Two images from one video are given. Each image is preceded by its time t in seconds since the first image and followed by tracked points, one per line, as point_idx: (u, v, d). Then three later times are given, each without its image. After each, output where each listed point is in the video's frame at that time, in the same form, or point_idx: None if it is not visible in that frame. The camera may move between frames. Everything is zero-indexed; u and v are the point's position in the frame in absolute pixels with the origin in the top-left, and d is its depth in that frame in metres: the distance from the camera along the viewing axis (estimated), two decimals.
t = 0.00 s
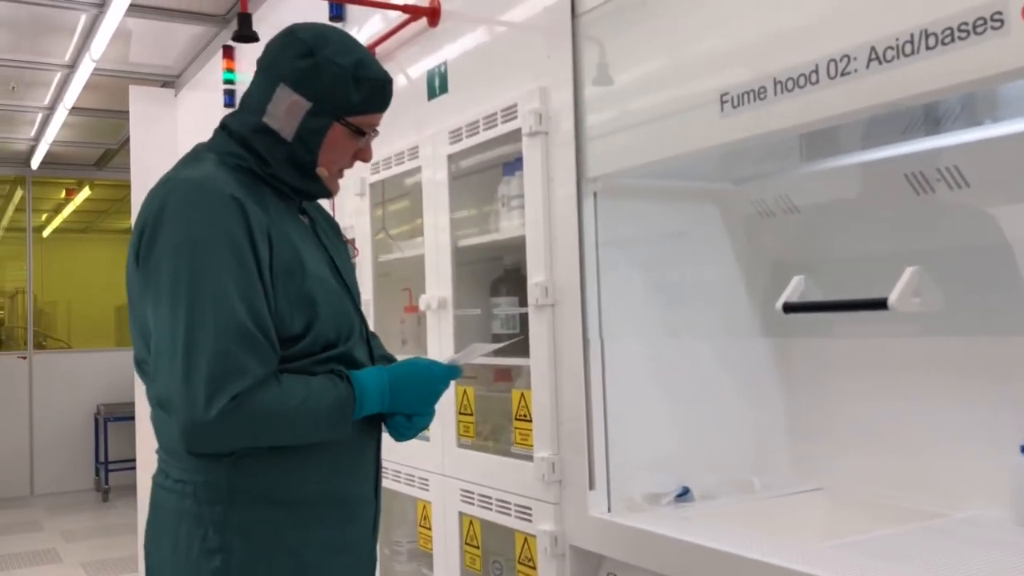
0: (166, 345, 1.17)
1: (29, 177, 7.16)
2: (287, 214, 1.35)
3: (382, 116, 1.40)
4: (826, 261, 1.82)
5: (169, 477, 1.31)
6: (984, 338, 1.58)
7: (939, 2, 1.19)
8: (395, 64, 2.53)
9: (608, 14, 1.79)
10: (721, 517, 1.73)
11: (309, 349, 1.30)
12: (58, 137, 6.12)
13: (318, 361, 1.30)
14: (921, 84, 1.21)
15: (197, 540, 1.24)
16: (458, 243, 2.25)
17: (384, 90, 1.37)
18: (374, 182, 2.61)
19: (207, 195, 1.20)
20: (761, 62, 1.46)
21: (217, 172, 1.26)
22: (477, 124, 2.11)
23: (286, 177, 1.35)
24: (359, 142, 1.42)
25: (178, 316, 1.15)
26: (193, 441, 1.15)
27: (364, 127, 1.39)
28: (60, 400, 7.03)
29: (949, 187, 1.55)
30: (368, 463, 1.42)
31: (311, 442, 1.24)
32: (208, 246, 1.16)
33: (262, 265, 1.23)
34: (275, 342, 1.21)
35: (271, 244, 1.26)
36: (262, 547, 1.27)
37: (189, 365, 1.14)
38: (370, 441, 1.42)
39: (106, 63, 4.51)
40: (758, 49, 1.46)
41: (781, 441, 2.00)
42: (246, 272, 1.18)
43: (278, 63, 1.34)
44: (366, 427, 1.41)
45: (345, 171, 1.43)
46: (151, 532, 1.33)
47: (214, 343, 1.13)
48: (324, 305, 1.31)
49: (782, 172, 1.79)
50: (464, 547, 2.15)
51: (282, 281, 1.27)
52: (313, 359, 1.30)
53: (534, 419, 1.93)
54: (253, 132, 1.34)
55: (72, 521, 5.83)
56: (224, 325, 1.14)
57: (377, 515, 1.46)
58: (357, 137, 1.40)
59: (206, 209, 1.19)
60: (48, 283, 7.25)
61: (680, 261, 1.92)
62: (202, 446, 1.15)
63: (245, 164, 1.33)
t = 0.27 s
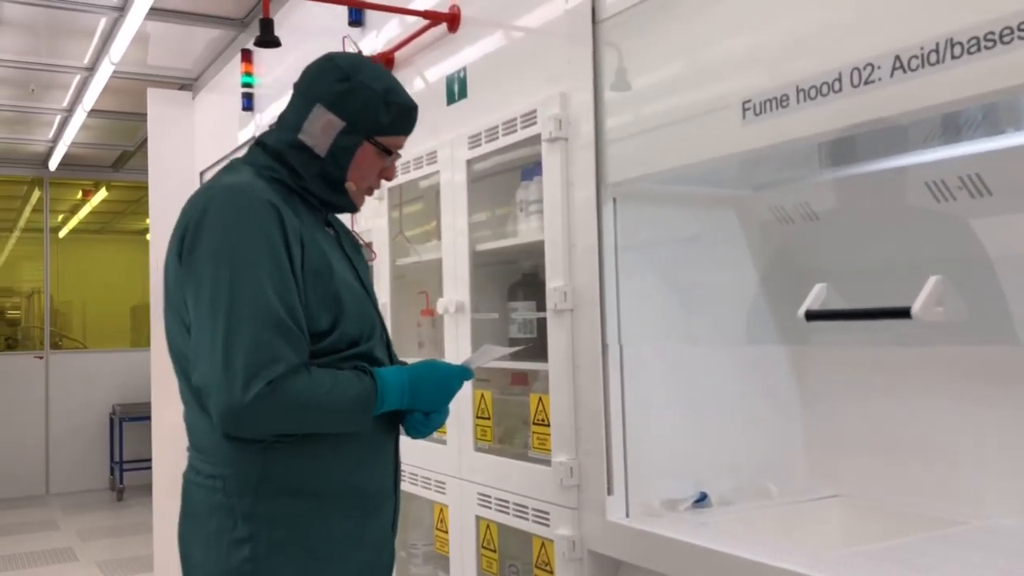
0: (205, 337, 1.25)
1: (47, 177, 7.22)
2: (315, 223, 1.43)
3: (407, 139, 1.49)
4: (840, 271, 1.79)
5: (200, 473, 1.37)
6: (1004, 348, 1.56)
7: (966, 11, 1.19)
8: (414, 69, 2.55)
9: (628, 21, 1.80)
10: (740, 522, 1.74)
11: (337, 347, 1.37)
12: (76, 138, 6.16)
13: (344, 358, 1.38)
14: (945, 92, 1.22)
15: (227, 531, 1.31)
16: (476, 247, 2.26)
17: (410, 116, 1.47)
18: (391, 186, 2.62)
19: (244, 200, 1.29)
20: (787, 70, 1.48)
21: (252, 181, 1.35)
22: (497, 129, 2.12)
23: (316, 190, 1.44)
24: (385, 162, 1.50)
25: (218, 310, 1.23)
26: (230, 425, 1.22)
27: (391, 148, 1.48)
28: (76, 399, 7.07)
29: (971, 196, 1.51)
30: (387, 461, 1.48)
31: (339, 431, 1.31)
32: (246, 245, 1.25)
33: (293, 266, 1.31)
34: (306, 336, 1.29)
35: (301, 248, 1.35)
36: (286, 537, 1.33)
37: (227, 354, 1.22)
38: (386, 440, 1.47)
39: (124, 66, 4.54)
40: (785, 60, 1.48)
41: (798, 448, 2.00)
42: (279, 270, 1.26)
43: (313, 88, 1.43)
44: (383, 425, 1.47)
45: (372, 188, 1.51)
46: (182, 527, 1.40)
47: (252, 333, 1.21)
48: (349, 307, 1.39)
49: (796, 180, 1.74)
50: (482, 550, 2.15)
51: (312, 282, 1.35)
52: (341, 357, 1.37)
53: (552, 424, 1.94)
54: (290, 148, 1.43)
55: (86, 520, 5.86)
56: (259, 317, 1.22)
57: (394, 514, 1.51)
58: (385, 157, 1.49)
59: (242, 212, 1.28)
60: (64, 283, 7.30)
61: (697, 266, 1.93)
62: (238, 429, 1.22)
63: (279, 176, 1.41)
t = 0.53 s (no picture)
0: (224, 325, 1.27)
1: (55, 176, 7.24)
2: (328, 221, 1.44)
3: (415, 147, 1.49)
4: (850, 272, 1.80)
5: (219, 463, 1.40)
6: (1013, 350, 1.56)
7: (981, 14, 1.20)
8: (424, 69, 2.55)
9: (641, 23, 1.80)
10: (749, 523, 1.74)
11: (350, 338, 1.38)
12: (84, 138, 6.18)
13: (356, 350, 1.38)
14: (959, 94, 1.22)
15: (243, 518, 1.35)
16: (486, 247, 2.27)
17: (416, 128, 1.47)
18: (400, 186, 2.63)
19: (257, 195, 1.31)
20: (801, 72, 1.49)
21: (265, 181, 1.37)
22: (508, 129, 2.13)
23: (327, 197, 1.44)
24: (393, 171, 1.50)
25: (236, 299, 1.25)
26: (249, 405, 1.23)
27: (398, 156, 1.48)
28: (82, 397, 7.09)
29: (982, 198, 1.50)
30: (400, 455, 1.49)
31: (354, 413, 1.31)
32: (260, 234, 1.27)
33: (306, 255, 1.32)
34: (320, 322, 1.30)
35: (314, 240, 1.36)
36: (300, 526, 1.35)
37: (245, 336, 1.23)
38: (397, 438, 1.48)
39: (134, 65, 4.56)
40: (799, 61, 1.49)
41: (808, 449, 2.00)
42: (293, 257, 1.28)
43: (323, 100, 1.44)
44: (395, 420, 1.48)
45: (381, 197, 1.51)
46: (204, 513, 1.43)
47: (269, 317, 1.22)
48: (360, 301, 1.40)
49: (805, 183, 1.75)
50: (491, 549, 2.16)
51: (325, 274, 1.36)
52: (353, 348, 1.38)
53: (563, 424, 1.94)
54: (302, 158, 1.44)
55: (93, 517, 5.89)
56: (274, 300, 1.23)
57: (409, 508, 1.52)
58: (392, 164, 1.49)
59: (256, 206, 1.30)
60: (71, 281, 7.32)
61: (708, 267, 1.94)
62: (257, 408, 1.23)
63: (291, 184, 1.42)
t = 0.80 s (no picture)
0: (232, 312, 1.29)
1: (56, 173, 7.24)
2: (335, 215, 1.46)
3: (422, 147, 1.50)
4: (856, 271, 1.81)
5: (225, 447, 1.44)
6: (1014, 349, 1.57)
7: (986, 15, 1.20)
8: (428, 68, 2.56)
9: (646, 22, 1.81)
10: (751, 519, 1.75)
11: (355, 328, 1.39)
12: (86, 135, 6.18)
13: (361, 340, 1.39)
14: (963, 95, 1.23)
15: (245, 499, 1.38)
16: (490, 245, 2.28)
17: (423, 128, 1.47)
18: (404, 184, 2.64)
19: (265, 187, 1.34)
20: (806, 73, 1.49)
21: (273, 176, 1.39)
22: (512, 128, 2.13)
23: (338, 197, 1.45)
24: (400, 170, 1.51)
25: (245, 289, 1.27)
26: (255, 385, 1.25)
27: (405, 156, 1.49)
28: (82, 394, 7.10)
29: (985, 198, 1.52)
30: (402, 445, 1.50)
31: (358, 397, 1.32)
32: (266, 223, 1.29)
33: (311, 244, 1.34)
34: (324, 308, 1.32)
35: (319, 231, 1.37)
36: (299, 511, 1.37)
37: (252, 320, 1.25)
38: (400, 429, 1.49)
39: (137, 62, 4.56)
40: (804, 61, 1.50)
41: (809, 446, 2.02)
42: (298, 243, 1.30)
43: (333, 103, 1.46)
44: (398, 413, 1.49)
45: (388, 195, 1.52)
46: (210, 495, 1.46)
47: (275, 302, 1.24)
48: (365, 291, 1.41)
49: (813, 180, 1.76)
50: (493, 545, 2.17)
51: (330, 264, 1.37)
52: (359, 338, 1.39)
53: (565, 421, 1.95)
54: (313, 158, 1.45)
55: (94, 514, 5.90)
56: (279, 283, 1.25)
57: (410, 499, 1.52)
58: (399, 163, 1.50)
59: (263, 197, 1.32)
60: (71, 278, 7.33)
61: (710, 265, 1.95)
62: (262, 389, 1.25)
63: (303, 182, 1.43)
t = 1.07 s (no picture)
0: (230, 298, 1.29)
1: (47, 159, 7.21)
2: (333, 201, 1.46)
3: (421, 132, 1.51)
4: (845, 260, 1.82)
5: (225, 432, 1.44)
6: (1005, 337, 1.59)
7: (981, 7, 1.22)
8: (424, 55, 2.56)
9: (644, 11, 1.82)
10: (740, 505, 1.77)
11: (351, 314, 1.40)
12: (77, 120, 6.15)
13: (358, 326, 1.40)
14: (958, 86, 1.24)
15: (244, 484, 1.38)
16: (485, 233, 2.28)
17: (422, 113, 1.48)
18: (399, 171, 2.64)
19: (262, 173, 1.34)
20: (801, 62, 1.50)
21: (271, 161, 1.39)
22: (508, 116, 2.14)
23: (337, 181, 1.46)
24: (400, 155, 1.52)
25: (241, 272, 1.28)
26: (252, 372, 1.25)
27: (405, 141, 1.49)
28: (72, 380, 7.09)
29: (977, 188, 1.54)
30: (398, 430, 1.51)
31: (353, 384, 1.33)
32: (264, 210, 1.30)
33: (308, 231, 1.34)
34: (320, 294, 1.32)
35: (317, 217, 1.38)
36: (298, 495, 1.38)
37: (249, 307, 1.26)
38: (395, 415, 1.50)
39: (130, 48, 4.54)
40: (800, 51, 1.51)
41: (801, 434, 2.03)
42: (294, 230, 1.30)
43: (330, 88, 1.46)
44: (395, 399, 1.50)
45: (388, 180, 1.52)
46: (208, 480, 1.47)
47: (271, 289, 1.25)
48: (362, 278, 1.41)
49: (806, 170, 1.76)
50: (486, 531, 2.19)
51: (327, 251, 1.37)
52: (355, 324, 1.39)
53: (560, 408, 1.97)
54: (311, 143, 1.46)
55: (85, 500, 5.90)
56: (275, 271, 1.26)
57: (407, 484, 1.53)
58: (398, 149, 1.50)
59: (261, 183, 1.32)
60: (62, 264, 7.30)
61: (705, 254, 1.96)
62: (258, 375, 1.25)
63: (301, 167, 1.44)
